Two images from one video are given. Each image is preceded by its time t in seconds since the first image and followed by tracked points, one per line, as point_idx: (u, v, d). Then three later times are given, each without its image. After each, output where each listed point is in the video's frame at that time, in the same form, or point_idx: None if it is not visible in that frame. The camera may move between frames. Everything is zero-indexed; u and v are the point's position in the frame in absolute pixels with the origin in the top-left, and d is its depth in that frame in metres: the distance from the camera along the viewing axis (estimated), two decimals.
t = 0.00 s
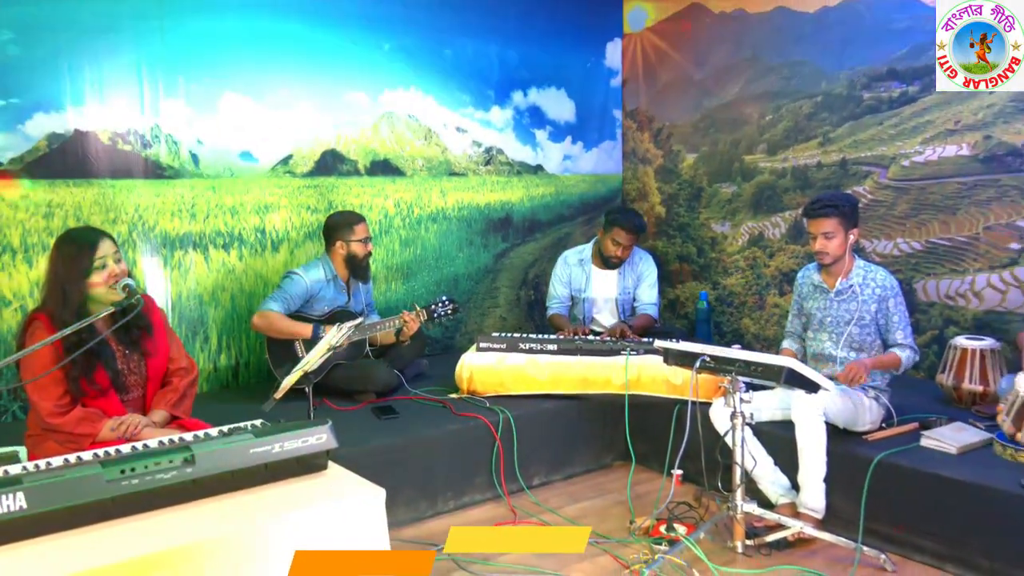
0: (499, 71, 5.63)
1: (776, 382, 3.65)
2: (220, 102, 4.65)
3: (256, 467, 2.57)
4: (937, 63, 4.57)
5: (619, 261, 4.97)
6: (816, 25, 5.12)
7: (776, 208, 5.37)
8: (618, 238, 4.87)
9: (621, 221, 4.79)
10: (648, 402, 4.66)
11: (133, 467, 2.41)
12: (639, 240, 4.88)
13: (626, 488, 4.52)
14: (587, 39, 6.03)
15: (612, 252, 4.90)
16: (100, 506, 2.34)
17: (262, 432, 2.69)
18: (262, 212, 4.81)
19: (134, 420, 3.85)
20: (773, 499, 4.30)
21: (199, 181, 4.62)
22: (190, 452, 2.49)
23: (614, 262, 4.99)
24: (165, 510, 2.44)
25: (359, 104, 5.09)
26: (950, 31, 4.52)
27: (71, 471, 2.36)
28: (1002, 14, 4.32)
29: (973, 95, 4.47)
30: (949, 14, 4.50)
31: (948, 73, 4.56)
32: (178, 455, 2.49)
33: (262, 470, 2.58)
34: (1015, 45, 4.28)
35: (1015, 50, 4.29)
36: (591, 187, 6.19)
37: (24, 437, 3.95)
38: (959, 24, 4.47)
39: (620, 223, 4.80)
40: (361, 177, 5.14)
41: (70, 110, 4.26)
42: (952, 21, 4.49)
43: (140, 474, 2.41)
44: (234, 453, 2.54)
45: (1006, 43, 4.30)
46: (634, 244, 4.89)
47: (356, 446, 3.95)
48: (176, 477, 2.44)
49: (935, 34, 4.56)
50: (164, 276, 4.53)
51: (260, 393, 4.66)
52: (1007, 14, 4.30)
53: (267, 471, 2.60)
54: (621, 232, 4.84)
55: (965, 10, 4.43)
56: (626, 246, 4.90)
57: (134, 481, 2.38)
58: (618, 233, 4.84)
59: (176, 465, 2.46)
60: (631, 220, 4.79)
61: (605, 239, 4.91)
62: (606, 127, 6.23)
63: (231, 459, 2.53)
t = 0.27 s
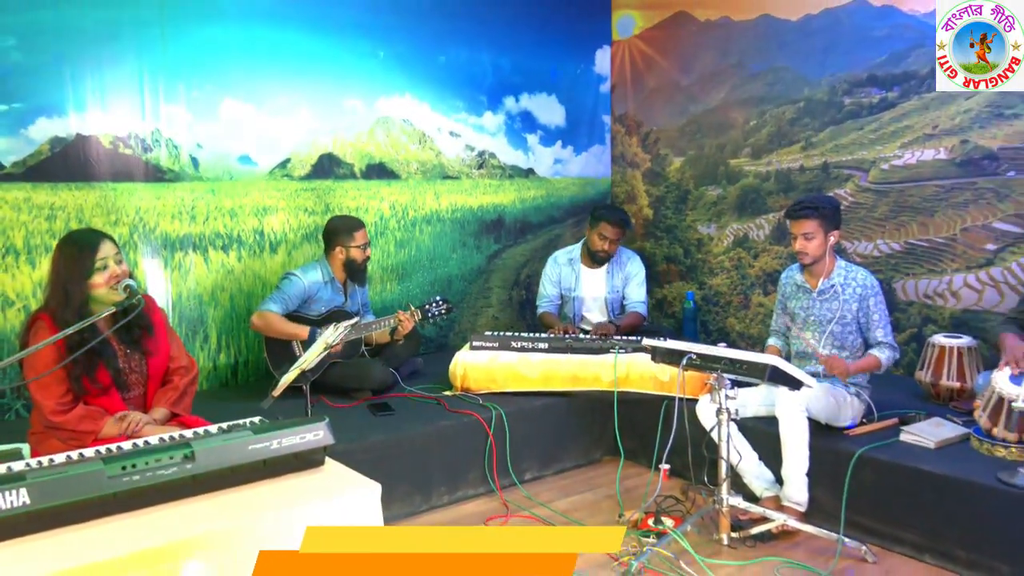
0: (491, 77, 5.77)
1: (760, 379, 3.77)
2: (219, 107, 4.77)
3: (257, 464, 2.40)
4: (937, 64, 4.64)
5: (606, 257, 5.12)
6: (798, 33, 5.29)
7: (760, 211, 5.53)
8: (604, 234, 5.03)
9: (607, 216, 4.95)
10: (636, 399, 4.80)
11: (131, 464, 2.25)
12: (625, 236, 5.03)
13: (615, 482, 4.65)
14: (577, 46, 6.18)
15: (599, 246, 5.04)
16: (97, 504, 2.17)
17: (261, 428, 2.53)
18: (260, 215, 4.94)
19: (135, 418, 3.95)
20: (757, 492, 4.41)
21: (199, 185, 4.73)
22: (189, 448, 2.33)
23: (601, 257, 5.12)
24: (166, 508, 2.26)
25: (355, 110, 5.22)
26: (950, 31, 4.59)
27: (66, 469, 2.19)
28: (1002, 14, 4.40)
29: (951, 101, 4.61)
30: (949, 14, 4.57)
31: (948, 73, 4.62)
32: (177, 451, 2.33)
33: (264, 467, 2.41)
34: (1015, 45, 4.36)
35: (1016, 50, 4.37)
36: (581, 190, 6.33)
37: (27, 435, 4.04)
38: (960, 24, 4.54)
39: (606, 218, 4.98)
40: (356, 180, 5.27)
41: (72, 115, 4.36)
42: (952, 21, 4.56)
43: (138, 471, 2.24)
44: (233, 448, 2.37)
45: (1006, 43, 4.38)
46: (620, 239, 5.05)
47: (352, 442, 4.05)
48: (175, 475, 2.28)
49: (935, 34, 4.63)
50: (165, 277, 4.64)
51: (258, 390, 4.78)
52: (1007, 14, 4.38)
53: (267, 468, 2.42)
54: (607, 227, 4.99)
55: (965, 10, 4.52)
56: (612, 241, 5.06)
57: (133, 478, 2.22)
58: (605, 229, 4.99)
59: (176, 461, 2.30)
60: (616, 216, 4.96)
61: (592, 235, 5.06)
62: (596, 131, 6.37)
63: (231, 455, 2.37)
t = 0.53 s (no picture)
0: (483, 81, 5.93)
1: (746, 375, 3.91)
2: (218, 112, 4.88)
3: (255, 460, 2.47)
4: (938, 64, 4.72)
5: (590, 254, 5.28)
6: (780, 41, 5.44)
7: (745, 213, 5.68)
8: (587, 232, 5.19)
9: (590, 214, 5.13)
10: (626, 396, 4.94)
11: (133, 461, 2.28)
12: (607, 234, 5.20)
13: (605, 476, 4.79)
14: (567, 53, 6.35)
15: (583, 244, 5.19)
16: (99, 501, 2.20)
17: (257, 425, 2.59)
18: (259, 217, 5.06)
19: (135, 416, 4.05)
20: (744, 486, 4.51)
21: (198, 188, 4.84)
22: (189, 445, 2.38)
23: (584, 254, 5.27)
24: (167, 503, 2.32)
25: (351, 115, 5.36)
26: (950, 31, 4.68)
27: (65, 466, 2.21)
28: (1002, 15, 4.52)
29: (929, 107, 4.78)
30: (949, 14, 4.67)
31: (947, 73, 4.71)
32: (177, 448, 2.37)
33: (261, 463, 2.48)
34: (1014, 46, 4.48)
35: (1015, 51, 4.49)
36: (572, 193, 6.48)
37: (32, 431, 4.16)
38: (960, 24, 4.65)
39: (589, 216, 5.16)
40: (353, 183, 5.42)
41: (73, 120, 4.46)
42: (952, 21, 4.66)
43: (138, 468, 2.28)
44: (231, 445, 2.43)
45: (1006, 43, 4.50)
46: (603, 237, 5.21)
47: (349, 439, 4.14)
48: (176, 471, 2.32)
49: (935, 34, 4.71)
50: (165, 277, 4.74)
51: (258, 388, 4.89)
52: (1007, 14, 4.51)
53: (265, 464, 2.49)
54: (591, 226, 5.16)
55: (965, 10, 4.63)
56: (594, 238, 5.20)
57: (135, 473, 2.26)
58: (588, 227, 5.15)
59: (176, 457, 2.34)
60: (598, 213, 5.14)
61: (575, 233, 5.21)
62: (586, 134, 6.51)
63: (230, 452, 2.43)
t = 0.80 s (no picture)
0: (478, 86, 6.07)
1: (734, 373, 4.01)
2: (218, 116, 4.97)
3: (253, 457, 2.57)
4: (937, 64, 4.77)
5: (575, 255, 5.40)
6: (767, 47, 5.56)
7: (732, 215, 5.82)
8: (572, 234, 5.31)
9: (574, 217, 5.26)
10: (617, 393, 5.06)
11: (133, 458, 2.37)
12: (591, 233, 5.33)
13: (597, 472, 4.91)
14: (558, 59, 6.51)
15: (568, 246, 5.32)
16: (100, 498, 2.29)
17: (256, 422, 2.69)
18: (258, 218, 5.16)
19: (136, 414, 4.14)
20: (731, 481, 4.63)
21: (199, 191, 4.94)
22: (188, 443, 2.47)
23: (570, 255, 5.40)
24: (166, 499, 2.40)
25: (349, 119, 5.47)
26: (950, 31, 4.73)
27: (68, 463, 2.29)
28: (1002, 14, 4.55)
29: (911, 111, 4.91)
30: (949, 14, 4.71)
31: (947, 73, 4.76)
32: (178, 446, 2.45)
33: (259, 460, 2.58)
34: (1015, 45, 4.52)
35: (1015, 50, 4.52)
36: (564, 195, 6.69)
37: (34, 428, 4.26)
38: (959, 23, 4.69)
39: (573, 219, 5.28)
40: (351, 185, 5.53)
41: (75, 123, 4.53)
42: (952, 21, 4.71)
43: (139, 465, 2.37)
44: (230, 442, 2.53)
45: (1006, 43, 4.53)
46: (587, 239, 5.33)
47: (345, 436, 4.23)
48: (176, 468, 2.42)
49: (935, 34, 4.76)
50: (166, 278, 4.84)
51: (257, 386, 5.00)
52: (1007, 14, 4.54)
53: (263, 460, 2.60)
54: (575, 227, 5.29)
55: (965, 10, 4.67)
56: (579, 240, 5.34)
57: (136, 470, 2.35)
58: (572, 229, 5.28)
59: (176, 455, 2.43)
60: (583, 216, 5.27)
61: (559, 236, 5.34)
62: (577, 140, 6.72)
63: (229, 449, 2.52)
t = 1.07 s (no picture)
0: (473, 92, 6.22)
1: (721, 370, 4.12)
2: (218, 120, 5.09)
3: (252, 452, 2.75)
4: (937, 64, 4.82)
5: (563, 254, 5.62)
6: (754, 53, 5.72)
7: (719, 216, 5.97)
8: (558, 233, 5.57)
9: (560, 216, 5.53)
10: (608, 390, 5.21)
11: (137, 454, 2.55)
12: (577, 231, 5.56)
13: (588, 466, 5.06)
14: (550, 65, 6.67)
15: (555, 245, 5.55)
16: (106, 491, 2.47)
17: (257, 419, 2.87)
18: (258, 220, 5.28)
19: (139, 411, 4.24)
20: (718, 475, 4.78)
21: (200, 193, 5.06)
22: (190, 439, 2.65)
23: (557, 255, 5.62)
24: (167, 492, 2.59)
25: (346, 123, 5.60)
26: (950, 31, 4.77)
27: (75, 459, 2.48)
28: (1002, 14, 4.59)
29: (893, 116, 5.06)
30: (949, 14, 4.76)
31: (948, 72, 4.80)
32: (179, 443, 2.64)
33: (258, 455, 2.76)
34: (1015, 45, 4.55)
35: (1016, 50, 4.55)
36: (557, 197, 6.87)
37: (38, 426, 4.34)
38: (960, 23, 4.73)
39: (559, 218, 5.55)
40: (348, 188, 5.66)
41: (78, 126, 4.63)
42: (952, 21, 4.75)
43: (143, 460, 2.55)
44: (230, 439, 2.70)
45: (1006, 43, 4.57)
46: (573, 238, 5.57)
47: (343, 432, 4.34)
48: (177, 463, 2.60)
49: (935, 34, 4.80)
50: (168, 279, 4.95)
51: (257, 384, 5.12)
52: (1007, 14, 4.58)
53: (262, 455, 2.77)
54: (560, 227, 5.55)
55: (965, 10, 4.71)
56: (565, 240, 5.57)
57: (139, 466, 2.53)
58: (558, 228, 5.54)
59: (178, 451, 2.62)
60: (568, 214, 5.57)
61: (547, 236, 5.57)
62: (569, 143, 6.90)
63: (229, 445, 2.70)
